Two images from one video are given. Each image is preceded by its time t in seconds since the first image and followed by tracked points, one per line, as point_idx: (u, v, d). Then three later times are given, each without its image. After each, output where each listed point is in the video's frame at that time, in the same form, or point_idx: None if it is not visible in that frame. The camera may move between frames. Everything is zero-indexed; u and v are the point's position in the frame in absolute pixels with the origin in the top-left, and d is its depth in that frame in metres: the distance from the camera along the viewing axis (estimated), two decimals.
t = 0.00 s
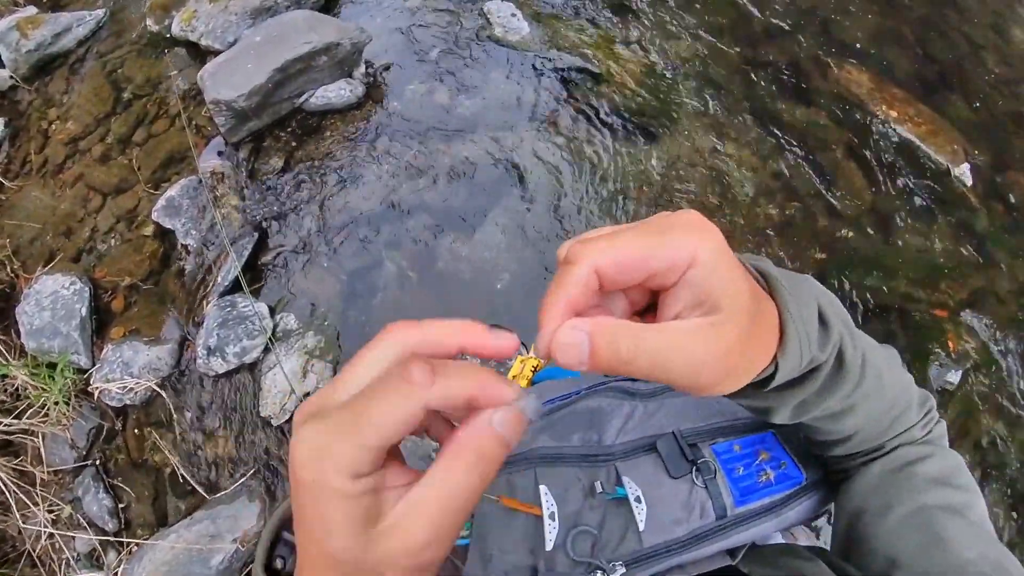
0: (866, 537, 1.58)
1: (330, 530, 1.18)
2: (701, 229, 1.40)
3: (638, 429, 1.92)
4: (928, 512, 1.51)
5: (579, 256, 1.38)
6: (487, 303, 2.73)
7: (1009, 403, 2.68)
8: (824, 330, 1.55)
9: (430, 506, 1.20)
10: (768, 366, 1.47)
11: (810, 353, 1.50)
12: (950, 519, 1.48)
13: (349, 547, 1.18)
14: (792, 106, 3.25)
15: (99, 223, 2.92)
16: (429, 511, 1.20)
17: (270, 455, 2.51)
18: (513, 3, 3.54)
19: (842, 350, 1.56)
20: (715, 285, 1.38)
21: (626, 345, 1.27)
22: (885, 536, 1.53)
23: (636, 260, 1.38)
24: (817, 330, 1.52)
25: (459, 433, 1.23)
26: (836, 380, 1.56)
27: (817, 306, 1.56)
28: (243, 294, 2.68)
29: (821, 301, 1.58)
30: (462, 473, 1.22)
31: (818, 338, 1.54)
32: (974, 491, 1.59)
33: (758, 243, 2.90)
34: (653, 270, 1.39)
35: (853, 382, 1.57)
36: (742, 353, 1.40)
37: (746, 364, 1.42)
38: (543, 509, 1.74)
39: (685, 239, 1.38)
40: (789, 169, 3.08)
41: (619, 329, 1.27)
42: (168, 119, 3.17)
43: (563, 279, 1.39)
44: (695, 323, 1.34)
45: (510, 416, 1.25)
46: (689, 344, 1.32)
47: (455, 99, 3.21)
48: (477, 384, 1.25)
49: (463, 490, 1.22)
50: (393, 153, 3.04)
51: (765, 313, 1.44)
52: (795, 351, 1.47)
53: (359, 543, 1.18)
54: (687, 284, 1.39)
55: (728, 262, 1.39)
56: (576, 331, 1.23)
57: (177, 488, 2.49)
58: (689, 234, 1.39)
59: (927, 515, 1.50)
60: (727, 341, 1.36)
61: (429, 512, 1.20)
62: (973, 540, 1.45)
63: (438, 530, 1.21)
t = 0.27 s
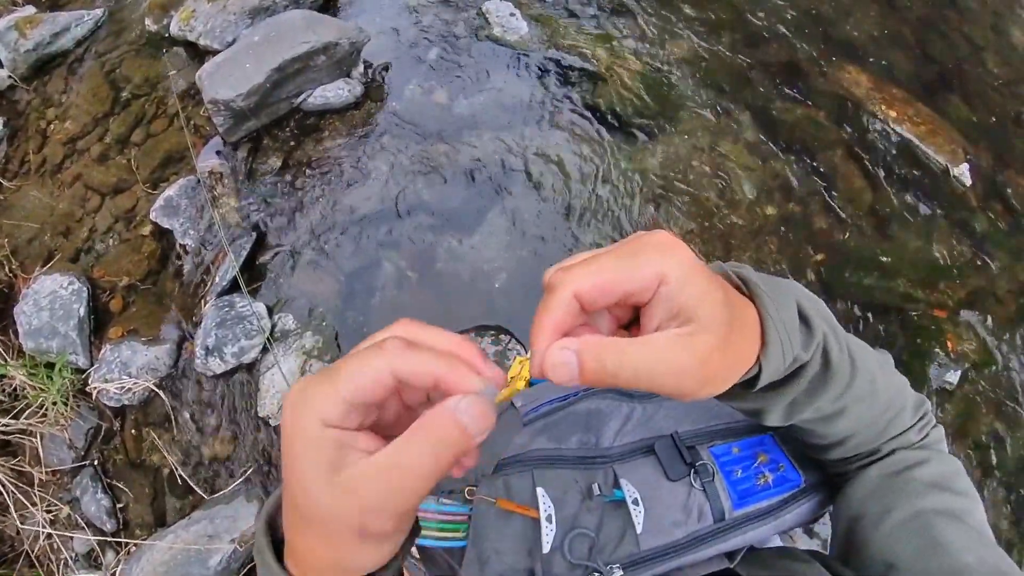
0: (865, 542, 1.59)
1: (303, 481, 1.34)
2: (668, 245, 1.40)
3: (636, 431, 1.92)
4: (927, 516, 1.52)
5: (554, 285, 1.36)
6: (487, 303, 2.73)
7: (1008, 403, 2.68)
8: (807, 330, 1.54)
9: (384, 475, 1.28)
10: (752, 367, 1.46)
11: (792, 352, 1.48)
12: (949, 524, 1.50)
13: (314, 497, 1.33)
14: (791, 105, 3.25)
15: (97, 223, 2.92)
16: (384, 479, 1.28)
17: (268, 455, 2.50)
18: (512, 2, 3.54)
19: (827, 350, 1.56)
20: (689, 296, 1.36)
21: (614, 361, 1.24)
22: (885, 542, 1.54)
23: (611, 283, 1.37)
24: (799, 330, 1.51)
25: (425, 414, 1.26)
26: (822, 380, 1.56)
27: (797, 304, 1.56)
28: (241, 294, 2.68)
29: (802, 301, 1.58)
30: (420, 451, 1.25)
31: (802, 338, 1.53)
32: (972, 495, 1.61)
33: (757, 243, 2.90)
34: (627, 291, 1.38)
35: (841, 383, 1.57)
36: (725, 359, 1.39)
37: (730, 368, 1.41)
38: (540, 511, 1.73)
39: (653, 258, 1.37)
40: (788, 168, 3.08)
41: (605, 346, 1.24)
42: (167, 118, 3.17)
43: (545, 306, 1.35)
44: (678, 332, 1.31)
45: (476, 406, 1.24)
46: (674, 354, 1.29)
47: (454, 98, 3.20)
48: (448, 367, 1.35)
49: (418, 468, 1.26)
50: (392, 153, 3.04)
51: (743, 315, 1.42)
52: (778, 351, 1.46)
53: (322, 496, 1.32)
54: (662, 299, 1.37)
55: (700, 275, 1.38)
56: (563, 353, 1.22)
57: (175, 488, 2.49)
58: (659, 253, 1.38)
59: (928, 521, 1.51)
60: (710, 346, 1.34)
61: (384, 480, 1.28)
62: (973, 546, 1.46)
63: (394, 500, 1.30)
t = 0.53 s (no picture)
0: (862, 546, 1.59)
1: (305, 471, 1.35)
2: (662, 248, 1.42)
3: (634, 432, 1.92)
4: (924, 520, 1.52)
5: (549, 288, 1.37)
6: (487, 303, 2.73)
7: (1008, 402, 2.67)
8: (802, 332, 1.54)
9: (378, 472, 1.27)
10: (746, 368, 1.46)
11: (788, 353, 1.48)
12: (945, 528, 1.49)
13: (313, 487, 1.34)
14: (790, 105, 3.25)
15: (97, 224, 2.92)
16: (377, 476, 1.28)
17: (269, 455, 2.51)
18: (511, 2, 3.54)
19: (823, 351, 1.56)
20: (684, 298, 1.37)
21: (608, 363, 1.23)
22: (881, 546, 1.55)
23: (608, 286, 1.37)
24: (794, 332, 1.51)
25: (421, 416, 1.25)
26: (818, 382, 1.56)
27: (792, 305, 1.56)
28: (240, 294, 2.68)
29: (797, 302, 1.58)
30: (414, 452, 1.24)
31: (797, 339, 1.52)
32: (968, 499, 1.60)
33: (756, 243, 2.91)
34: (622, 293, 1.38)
35: (836, 384, 1.57)
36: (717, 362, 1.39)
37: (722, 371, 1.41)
38: (537, 514, 1.75)
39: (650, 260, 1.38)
40: (787, 168, 3.08)
41: (600, 348, 1.23)
42: (166, 119, 3.17)
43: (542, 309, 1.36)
44: (671, 334, 1.31)
45: (469, 413, 1.22)
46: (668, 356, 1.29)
47: (453, 99, 3.21)
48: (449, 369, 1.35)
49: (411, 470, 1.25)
50: (391, 153, 3.04)
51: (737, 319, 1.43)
52: (772, 353, 1.46)
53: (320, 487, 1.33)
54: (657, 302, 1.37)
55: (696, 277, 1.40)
56: (557, 354, 1.20)
57: (175, 488, 2.50)
58: (653, 256, 1.39)
59: (924, 524, 1.51)
60: (702, 349, 1.34)
61: (377, 478, 1.28)
62: (970, 550, 1.46)
63: (387, 499, 1.30)
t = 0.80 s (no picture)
0: (866, 547, 1.60)
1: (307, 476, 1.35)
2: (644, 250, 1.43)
3: (634, 432, 1.91)
4: (926, 520, 1.52)
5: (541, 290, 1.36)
6: (485, 302, 2.72)
7: (1008, 399, 2.67)
8: (802, 328, 1.54)
9: (380, 474, 1.26)
10: (746, 364, 1.45)
11: (787, 350, 1.48)
12: (947, 529, 1.50)
13: (316, 492, 1.33)
14: (788, 102, 3.24)
15: (94, 223, 2.91)
16: (380, 479, 1.26)
17: (267, 454, 2.50)
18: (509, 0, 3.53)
19: (823, 348, 1.55)
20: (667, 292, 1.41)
21: (602, 361, 1.21)
22: (882, 546, 1.56)
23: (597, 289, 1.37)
24: (792, 326, 1.50)
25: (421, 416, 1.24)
26: (818, 380, 1.56)
27: (790, 299, 1.56)
28: (238, 293, 2.67)
29: (796, 298, 1.58)
30: (414, 452, 1.23)
31: (797, 336, 1.52)
32: (973, 498, 1.60)
33: (755, 241, 2.90)
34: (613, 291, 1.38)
35: (838, 381, 1.57)
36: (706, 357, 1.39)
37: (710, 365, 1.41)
38: (537, 515, 1.74)
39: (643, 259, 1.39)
40: (786, 166, 3.08)
41: (594, 347, 1.21)
42: (163, 118, 3.16)
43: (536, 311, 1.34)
44: (665, 332, 1.30)
45: (468, 409, 1.21)
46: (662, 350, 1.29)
47: (451, 97, 3.20)
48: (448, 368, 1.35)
49: (413, 470, 1.24)
50: (389, 152, 3.03)
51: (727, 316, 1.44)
52: (771, 348, 1.46)
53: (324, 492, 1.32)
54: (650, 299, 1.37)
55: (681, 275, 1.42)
56: (552, 354, 1.17)
57: (174, 488, 2.49)
58: (643, 253, 1.38)
59: (928, 525, 1.52)
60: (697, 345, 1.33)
61: (378, 479, 1.27)
62: (971, 550, 1.47)
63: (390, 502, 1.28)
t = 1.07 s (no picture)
0: (876, 549, 1.58)
1: (308, 484, 1.32)
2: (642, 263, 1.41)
3: (637, 434, 1.90)
4: (938, 522, 1.51)
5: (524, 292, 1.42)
6: (485, 301, 2.71)
7: (1010, 401, 2.66)
8: (817, 327, 1.50)
9: (386, 483, 1.24)
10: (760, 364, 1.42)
11: (801, 349, 1.44)
12: (959, 530, 1.50)
13: (317, 502, 1.30)
14: (790, 102, 3.23)
15: (94, 223, 2.90)
16: (386, 488, 1.24)
17: (266, 455, 2.49)
18: None
19: (837, 348, 1.52)
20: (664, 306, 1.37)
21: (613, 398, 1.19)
22: (895, 548, 1.55)
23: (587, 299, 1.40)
24: (806, 325, 1.46)
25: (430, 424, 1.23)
26: (832, 379, 1.54)
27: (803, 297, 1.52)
28: (237, 293, 2.66)
29: (809, 296, 1.54)
30: (423, 461, 1.22)
31: (812, 334, 1.49)
32: (983, 499, 1.59)
33: (757, 241, 2.89)
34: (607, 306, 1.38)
35: (851, 381, 1.54)
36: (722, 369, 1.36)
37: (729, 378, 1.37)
38: (541, 518, 1.72)
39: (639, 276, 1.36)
40: (787, 166, 3.07)
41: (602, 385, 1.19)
42: (163, 117, 3.15)
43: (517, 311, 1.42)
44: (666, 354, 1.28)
45: (479, 418, 1.20)
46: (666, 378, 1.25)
47: (451, 96, 3.19)
48: (453, 374, 1.35)
49: (421, 480, 1.22)
50: (389, 151, 3.02)
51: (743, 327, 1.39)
52: (787, 348, 1.42)
53: (326, 503, 1.29)
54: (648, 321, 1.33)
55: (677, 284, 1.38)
56: (563, 400, 1.16)
57: (172, 489, 2.48)
58: (634, 273, 1.36)
59: (941, 527, 1.51)
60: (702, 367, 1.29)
61: (383, 487, 1.24)
62: (984, 553, 1.47)
63: (397, 512, 1.26)
